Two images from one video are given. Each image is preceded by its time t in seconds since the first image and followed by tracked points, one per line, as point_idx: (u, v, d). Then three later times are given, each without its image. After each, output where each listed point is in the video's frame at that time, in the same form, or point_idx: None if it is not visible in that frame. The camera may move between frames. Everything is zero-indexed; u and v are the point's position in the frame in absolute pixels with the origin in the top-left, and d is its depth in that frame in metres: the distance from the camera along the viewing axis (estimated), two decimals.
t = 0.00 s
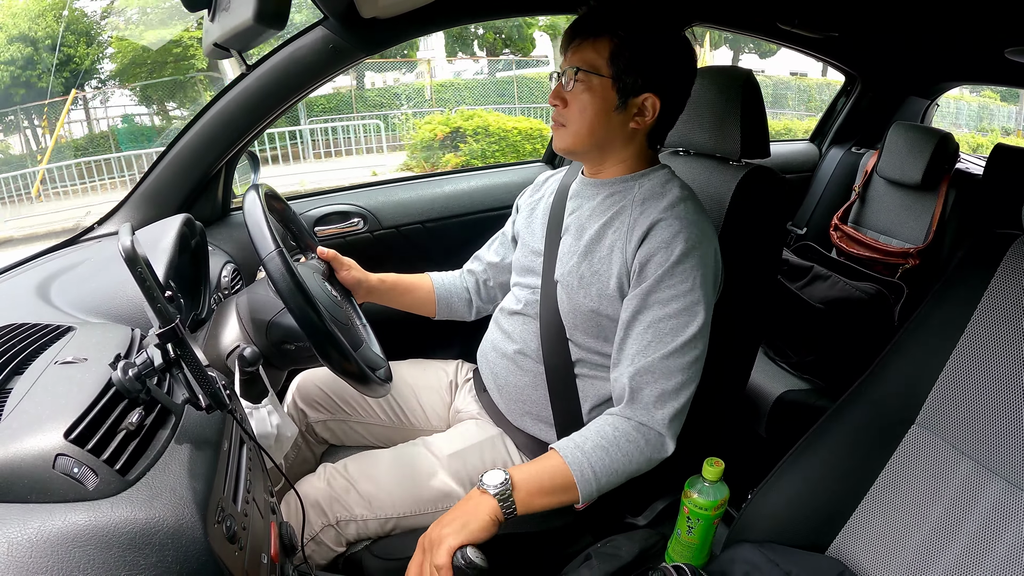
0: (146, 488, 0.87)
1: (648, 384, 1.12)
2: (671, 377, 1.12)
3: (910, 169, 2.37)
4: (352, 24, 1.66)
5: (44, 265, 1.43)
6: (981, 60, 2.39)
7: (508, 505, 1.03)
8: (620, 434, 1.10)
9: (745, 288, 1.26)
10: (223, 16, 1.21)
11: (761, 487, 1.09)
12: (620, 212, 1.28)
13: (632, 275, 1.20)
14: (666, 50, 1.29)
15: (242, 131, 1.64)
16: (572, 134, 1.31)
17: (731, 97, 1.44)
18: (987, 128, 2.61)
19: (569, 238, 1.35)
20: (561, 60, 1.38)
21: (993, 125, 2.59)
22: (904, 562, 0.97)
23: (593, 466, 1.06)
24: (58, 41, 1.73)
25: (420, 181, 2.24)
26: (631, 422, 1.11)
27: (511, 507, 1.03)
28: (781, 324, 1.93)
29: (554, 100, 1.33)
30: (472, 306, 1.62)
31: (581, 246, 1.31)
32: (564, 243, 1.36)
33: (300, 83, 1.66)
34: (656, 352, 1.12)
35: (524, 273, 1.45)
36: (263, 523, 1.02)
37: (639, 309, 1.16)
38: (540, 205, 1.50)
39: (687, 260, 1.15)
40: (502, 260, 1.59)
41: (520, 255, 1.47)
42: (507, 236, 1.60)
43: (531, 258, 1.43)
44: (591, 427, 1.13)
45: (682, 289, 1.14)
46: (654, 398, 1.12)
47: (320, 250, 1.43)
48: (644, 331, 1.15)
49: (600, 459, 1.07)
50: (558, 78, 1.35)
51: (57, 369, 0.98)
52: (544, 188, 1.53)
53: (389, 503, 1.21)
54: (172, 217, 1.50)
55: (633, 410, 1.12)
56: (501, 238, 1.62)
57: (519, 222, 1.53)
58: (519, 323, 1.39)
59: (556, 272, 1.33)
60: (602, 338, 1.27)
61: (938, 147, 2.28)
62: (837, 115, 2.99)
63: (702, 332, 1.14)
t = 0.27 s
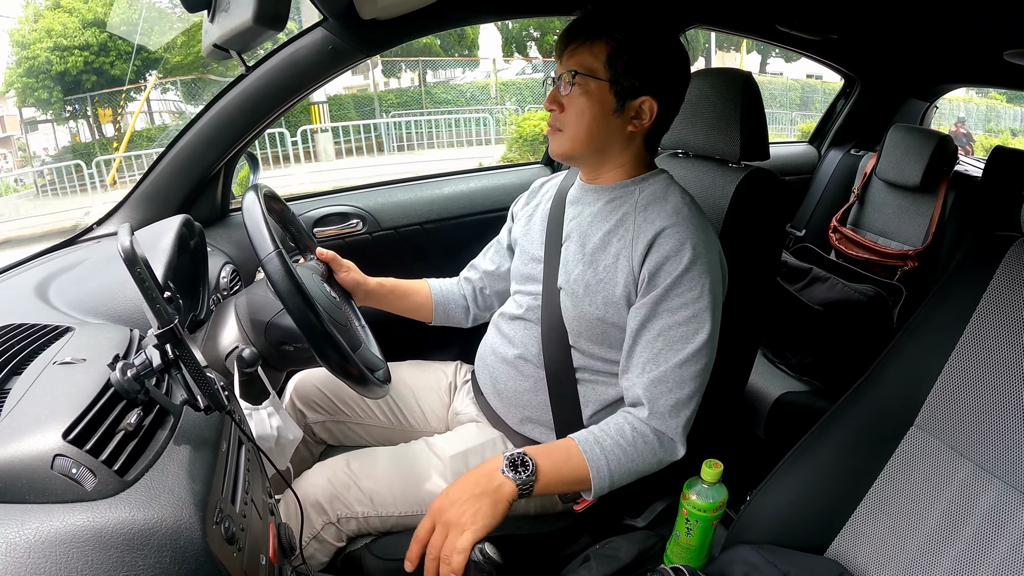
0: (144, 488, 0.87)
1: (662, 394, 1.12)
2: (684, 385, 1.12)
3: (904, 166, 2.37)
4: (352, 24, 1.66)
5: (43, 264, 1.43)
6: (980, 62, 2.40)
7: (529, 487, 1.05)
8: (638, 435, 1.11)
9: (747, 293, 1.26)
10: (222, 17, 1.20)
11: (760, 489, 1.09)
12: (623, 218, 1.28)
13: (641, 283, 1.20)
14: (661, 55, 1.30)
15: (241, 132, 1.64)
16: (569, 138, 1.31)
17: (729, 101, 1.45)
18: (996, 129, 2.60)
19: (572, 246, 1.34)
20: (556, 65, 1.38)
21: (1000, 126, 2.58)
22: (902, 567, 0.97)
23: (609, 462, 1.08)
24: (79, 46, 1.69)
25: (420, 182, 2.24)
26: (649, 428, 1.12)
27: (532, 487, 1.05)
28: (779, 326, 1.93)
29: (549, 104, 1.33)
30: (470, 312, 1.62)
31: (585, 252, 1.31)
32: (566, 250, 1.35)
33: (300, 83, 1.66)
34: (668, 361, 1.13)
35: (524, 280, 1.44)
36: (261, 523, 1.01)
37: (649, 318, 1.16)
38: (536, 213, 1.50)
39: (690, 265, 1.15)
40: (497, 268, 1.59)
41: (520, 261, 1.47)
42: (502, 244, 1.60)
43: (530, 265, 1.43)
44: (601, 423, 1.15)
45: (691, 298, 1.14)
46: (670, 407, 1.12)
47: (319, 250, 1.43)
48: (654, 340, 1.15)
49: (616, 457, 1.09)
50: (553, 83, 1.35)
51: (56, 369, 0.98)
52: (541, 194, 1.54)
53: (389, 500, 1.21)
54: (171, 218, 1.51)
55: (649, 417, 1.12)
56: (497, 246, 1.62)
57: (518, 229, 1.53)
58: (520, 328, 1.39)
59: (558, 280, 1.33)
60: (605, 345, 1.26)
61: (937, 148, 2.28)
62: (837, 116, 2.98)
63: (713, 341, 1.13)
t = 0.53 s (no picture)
0: (139, 486, 0.87)
1: (618, 388, 1.12)
2: (643, 383, 1.12)
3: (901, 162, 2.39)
4: (352, 23, 1.66)
5: (41, 260, 1.43)
6: (979, 67, 2.40)
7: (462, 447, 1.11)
8: (588, 424, 1.12)
9: (746, 295, 1.26)
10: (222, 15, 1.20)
11: (754, 491, 1.10)
12: (619, 222, 1.27)
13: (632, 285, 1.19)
14: (648, 57, 1.29)
15: (239, 130, 1.64)
16: (563, 146, 1.31)
17: (728, 104, 1.45)
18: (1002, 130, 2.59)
19: (569, 251, 1.33)
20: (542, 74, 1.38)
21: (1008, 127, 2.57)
22: (896, 569, 0.97)
23: (552, 442, 1.10)
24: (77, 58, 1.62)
25: (418, 182, 2.24)
26: (599, 420, 1.13)
27: (467, 446, 1.12)
28: (776, 329, 1.93)
29: (542, 115, 1.33)
30: (468, 313, 1.61)
31: (582, 254, 1.30)
32: (563, 254, 1.35)
33: (299, 81, 1.66)
34: (633, 358, 1.12)
35: (523, 283, 1.44)
36: (256, 522, 1.01)
37: (619, 314, 1.16)
38: (534, 216, 1.50)
39: (686, 267, 1.15)
40: (495, 271, 1.60)
41: (519, 264, 1.47)
42: (501, 248, 1.60)
43: (529, 269, 1.44)
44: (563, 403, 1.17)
45: (682, 302, 1.14)
46: (625, 403, 1.12)
47: (316, 250, 1.43)
48: (622, 336, 1.14)
49: (561, 439, 1.10)
50: (542, 93, 1.35)
51: (52, 365, 0.98)
52: (539, 196, 1.54)
53: (392, 497, 1.20)
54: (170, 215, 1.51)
55: (602, 411, 1.13)
56: (494, 248, 1.62)
57: (517, 232, 1.53)
58: (518, 329, 1.39)
59: (556, 283, 1.33)
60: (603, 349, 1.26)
61: (936, 154, 2.29)
62: (836, 120, 2.97)
63: (682, 346, 1.13)
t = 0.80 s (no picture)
0: (136, 486, 0.87)
1: (613, 386, 1.12)
2: (639, 381, 1.11)
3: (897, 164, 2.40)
4: (352, 24, 1.66)
5: (41, 259, 1.43)
6: (978, 70, 2.40)
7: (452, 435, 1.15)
8: (580, 421, 1.13)
9: (746, 298, 1.26)
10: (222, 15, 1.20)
11: (753, 493, 1.10)
12: (622, 225, 1.27)
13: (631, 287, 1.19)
14: (654, 59, 1.30)
15: (240, 130, 1.64)
16: (569, 149, 1.31)
17: (729, 107, 1.45)
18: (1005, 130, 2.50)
19: (571, 252, 1.34)
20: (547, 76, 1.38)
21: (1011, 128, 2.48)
22: (894, 571, 0.97)
23: (541, 437, 1.12)
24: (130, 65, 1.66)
25: (418, 183, 2.24)
26: (592, 419, 1.13)
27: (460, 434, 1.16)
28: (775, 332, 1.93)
29: (548, 119, 1.33)
30: (468, 314, 1.61)
31: (582, 257, 1.30)
32: (565, 257, 1.35)
33: (300, 82, 1.67)
34: (629, 357, 1.12)
35: (524, 285, 1.44)
36: (253, 522, 1.01)
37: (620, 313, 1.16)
38: (537, 218, 1.50)
39: (685, 270, 1.15)
40: (496, 271, 1.59)
41: (520, 266, 1.47)
42: (502, 248, 1.60)
43: (530, 271, 1.44)
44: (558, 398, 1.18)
45: (682, 304, 1.13)
46: (619, 402, 1.12)
47: (316, 251, 1.43)
48: (620, 333, 1.14)
49: (551, 435, 1.11)
50: (547, 96, 1.35)
51: (50, 366, 0.98)
52: (541, 198, 1.54)
53: (391, 498, 1.20)
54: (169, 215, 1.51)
55: (596, 408, 1.13)
56: (496, 249, 1.62)
57: (518, 233, 1.53)
58: (519, 331, 1.39)
59: (557, 285, 1.33)
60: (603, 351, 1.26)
61: (935, 157, 2.28)
62: (836, 123, 2.97)
63: (682, 344, 1.13)
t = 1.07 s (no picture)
0: (137, 487, 0.87)
1: (614, 382, 1.12)
2: (640, 379, 1.11)
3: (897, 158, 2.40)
4: (352, 24, 1.66)
5: (42, 260, 1.43)
6: (977, 69, 2.40)
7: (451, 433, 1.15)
8: (580, 419, 1.12)
9: (746, 298, 1.26)
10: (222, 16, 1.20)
11: (754, 493, 1.09)
12: (621, 223, 1.27)
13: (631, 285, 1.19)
14: (654, 57, 1.30)
15: (239, 131, 1.64)
16: (568, 145, 1.30)
17: (729, 105, 1.45)
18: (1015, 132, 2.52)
19: (571, 251, 1.34)
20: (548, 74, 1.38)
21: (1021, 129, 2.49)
22: (895, 572, 0.97)
23: (542, 436, 1.12)
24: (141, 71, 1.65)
25: (419, 184, 2.24)
26: (593, 417, 1.12)
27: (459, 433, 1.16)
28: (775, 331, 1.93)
29: (547, 114, 1.32)
30: (468, 314, 1.61)
31: (582, 255, 1.30)
32: (565, 255, 1.35)
33: (300, 83, 1.67)
34: (630, 354, 1.12)
35: (524, 284, 1.44)
36: (254, 523, 1.01)
37: (620, 311, 1.16)
38: (537, 217, 1.50)
39: (686, 270, 1.15)
40: (497, 270, 1.59)
41: (520, 266, 1.47)
42: (503, 247, 1.60)
43: (530, 270, 1.44)
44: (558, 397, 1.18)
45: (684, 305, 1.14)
46: (620, 398, 1.12)
47: (315, 251, 1.44)
48: (621, 330, 1.14)
49: (551, 434, 1.11)
50: (546, 91, 1.34)
51: (50, 366, 0.98)
52: (541, 198, 1.54)
53: (391, 498, 1.20)
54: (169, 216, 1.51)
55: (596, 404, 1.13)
56: (496, 249, 1.62)
57: (518, 233, 1.53)
58: (519, 330, 1.39)
59: (557, 284, 1.33)
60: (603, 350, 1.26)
61: (935, 155, 2.28)
62: (836, 123, 2.95)
63: (683, 340, 1.13)
